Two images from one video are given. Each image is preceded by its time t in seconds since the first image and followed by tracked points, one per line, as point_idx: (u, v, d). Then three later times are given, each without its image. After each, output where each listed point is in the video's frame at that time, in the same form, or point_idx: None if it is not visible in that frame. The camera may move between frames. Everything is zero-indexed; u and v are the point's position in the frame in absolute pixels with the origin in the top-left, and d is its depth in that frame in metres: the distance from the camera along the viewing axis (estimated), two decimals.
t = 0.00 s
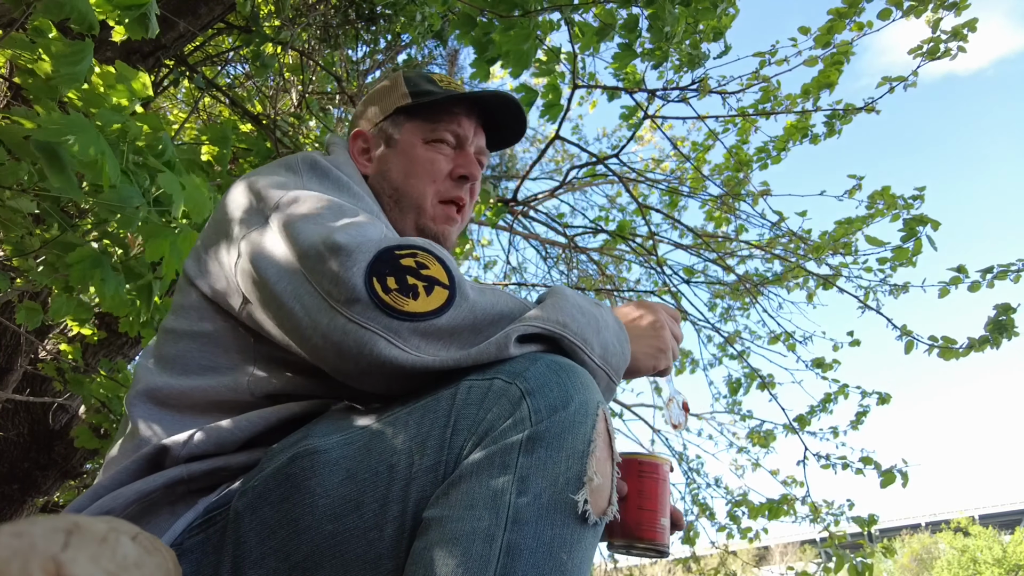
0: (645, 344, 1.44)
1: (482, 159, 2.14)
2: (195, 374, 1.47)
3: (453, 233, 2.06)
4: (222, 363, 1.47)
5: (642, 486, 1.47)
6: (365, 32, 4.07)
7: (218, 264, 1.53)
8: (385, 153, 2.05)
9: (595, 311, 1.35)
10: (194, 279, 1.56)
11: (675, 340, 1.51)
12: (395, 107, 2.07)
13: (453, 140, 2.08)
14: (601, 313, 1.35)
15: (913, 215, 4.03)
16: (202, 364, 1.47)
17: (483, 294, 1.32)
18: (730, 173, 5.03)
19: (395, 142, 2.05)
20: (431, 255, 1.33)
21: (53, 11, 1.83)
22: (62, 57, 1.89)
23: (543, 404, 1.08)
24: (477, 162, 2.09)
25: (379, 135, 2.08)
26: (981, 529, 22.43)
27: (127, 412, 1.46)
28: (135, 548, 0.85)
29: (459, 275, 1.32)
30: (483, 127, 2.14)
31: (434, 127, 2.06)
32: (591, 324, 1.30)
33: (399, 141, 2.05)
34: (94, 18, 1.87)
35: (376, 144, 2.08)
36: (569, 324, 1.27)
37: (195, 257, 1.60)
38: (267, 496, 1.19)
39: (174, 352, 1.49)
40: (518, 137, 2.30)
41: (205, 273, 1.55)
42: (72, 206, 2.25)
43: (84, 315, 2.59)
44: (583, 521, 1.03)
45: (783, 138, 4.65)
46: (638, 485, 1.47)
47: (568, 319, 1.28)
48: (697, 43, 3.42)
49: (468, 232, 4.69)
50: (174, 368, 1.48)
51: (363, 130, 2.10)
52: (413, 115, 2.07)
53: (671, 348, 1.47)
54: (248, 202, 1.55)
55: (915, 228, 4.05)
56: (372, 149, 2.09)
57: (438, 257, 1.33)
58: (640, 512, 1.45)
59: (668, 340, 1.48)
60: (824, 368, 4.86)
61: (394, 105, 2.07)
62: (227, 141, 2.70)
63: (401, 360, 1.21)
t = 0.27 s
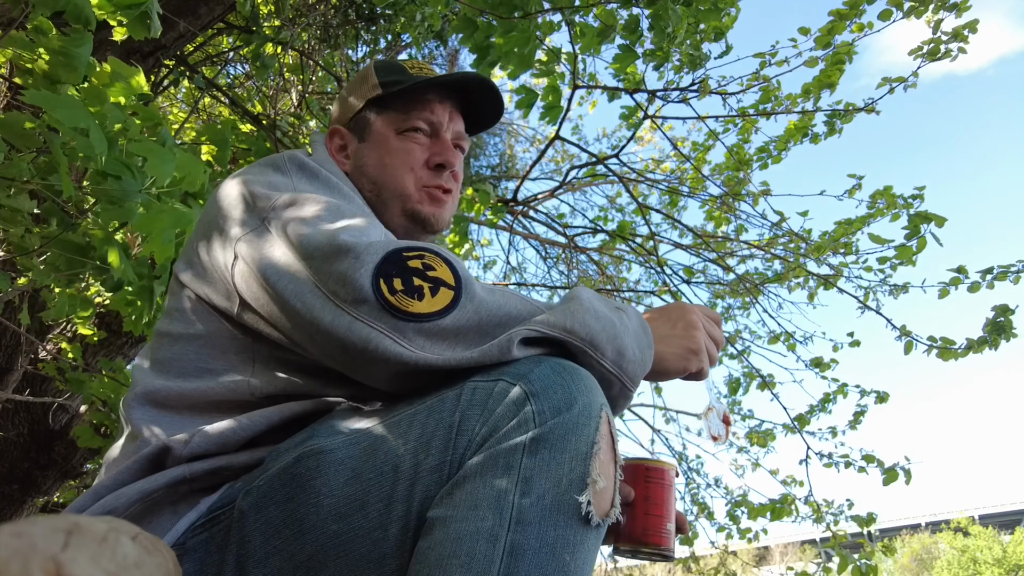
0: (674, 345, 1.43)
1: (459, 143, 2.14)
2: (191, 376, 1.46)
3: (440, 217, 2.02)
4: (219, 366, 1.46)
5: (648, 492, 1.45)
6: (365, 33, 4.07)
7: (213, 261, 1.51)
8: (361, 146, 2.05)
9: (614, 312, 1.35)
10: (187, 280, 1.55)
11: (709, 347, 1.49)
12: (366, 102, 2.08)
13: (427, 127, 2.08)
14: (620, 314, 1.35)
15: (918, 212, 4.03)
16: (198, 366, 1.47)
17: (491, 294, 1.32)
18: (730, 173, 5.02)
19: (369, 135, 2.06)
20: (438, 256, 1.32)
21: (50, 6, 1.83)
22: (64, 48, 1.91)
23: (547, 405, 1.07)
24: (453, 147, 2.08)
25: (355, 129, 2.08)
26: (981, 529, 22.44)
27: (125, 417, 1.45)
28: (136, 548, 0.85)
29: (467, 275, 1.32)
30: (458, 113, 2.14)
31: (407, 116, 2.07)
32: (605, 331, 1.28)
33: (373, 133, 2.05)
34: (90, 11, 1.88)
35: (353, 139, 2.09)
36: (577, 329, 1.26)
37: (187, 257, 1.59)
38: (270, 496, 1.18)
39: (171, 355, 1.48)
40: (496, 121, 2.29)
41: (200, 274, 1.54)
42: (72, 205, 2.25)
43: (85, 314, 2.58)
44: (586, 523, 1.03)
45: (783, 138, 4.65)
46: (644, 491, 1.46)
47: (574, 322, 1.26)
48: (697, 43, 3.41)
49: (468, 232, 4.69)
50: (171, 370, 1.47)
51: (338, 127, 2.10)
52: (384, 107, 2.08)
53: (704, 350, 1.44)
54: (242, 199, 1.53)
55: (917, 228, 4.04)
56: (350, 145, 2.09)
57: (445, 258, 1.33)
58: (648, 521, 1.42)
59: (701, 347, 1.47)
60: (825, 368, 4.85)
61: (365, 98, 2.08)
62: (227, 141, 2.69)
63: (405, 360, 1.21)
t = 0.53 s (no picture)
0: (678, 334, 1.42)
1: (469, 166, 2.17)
2: (188, 378, 1.46)
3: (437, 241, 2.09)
4: (215, 368, 1.46)
5: (645, 441, 1.62)
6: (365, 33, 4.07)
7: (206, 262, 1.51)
8: (377, 154, 2.04)
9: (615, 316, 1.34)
10: (183, 281, 1.55)
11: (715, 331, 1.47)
12: (389, 109, 2.06)
13: (445, 149, 2.09)
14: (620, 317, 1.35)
15: (919, 211, 4.03)
16: (195, 368, 1.47)
17: (488, 293, 1.31)
18: (730, 173, 5.02)
19: (387, 144, 2.05)
20: (432, 255, 1.31)
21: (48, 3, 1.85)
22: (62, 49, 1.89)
23: (545, 404, 1.08)
24: (467, 173, 2.11)
25: (372, 133, 2.06)
26: (981, 530, 22.44)
27: (122, 420, 1.46)
28: (135, 549, 0.85)
29: (462, 274, 1.31)
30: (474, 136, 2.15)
31: (429, 134, 2.07)
32: (605, 334, 1.28)
33: (391, 143, 2.05)
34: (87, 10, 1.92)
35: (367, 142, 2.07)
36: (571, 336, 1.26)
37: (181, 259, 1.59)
38: (267, 496, 1.19)
39: (165, 357, 1.48)
40: (504, 143, 2.33)
41: (195, 275, 1.53)
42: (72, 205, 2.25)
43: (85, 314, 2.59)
44: (584, 522, 1.03)
45: (783, 137, 4.65)
46: (641, 440, 1.62)
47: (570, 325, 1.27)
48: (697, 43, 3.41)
49: (468, 232, 4.69)
50: (168, 373, 1.48)
51: (354, 124, 2.07)
52: (408, 120, 2.06)
53: (710, 336, 1.43)
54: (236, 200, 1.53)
55: (919, 227, 4.04)
56: (362, 146, 2.07)
57: (439, 257, 1.32)
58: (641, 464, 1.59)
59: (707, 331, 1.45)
60: (824, 368, 4.85)
61: (389, 107, 2.06)
62: (226, 141, 2.70)
63: (400, 365, 1.22)
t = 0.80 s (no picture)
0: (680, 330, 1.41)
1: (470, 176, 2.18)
2: (186, 382, 1.46)
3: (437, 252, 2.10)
4: (214, 371, 1.46)
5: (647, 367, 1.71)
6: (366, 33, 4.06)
7: (201, 265, 1.51)
8: (384, 161, 2.02)
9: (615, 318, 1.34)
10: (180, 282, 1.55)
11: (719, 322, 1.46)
12: (399, 117, 2.04)
13: (451, 159, 2.09)
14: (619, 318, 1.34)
15: (918, 204, 4.02)
16: (193, 371, 1.47)
17: (488, 294, 1.30)
18: (730, 172, 5.02)
19: (395, 152, 2.03)
20: (430, 257, 1.30)
21: (50, 6, 1.84)
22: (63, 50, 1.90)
23: (544, 404, 1.08)
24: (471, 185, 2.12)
25: (379, 138, 2.04)
26: (981, 529, 22.45)
27: (120, 423, 1.48)
28: (135, 548, 0.85)
29: (460, 275, 1.30)
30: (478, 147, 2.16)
31: (437, 144, 2.05)
32: (605, 335, 1.28)
33: (399, 151, 2.03)
34: (91, 12, 1.89)
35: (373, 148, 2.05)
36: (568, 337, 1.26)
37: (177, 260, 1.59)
38: (267, 496, 1.18)
39: (162, 360, 1.48)
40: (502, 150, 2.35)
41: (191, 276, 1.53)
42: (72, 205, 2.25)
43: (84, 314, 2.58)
44: (584, 522, 1.03)
45: (783, 136, 4.65)
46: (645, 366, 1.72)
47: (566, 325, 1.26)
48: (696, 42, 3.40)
49: (468, 232, 4.69)
50: (166, 376, 1.48)
51: (360, 127, 2.04)
52: (416, 128, 2.05)
53: (712, 330, 1.42)
54: (232, 202, 1.53)
55: (917, 220, 4.05)
56: (367, 150, 2.04)
57: (436, 259, 1.30)
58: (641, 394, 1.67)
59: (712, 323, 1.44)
60: (824, 367, 4.85)
61: (398, 114, 2.04)
62: (226, 141, 2.69)
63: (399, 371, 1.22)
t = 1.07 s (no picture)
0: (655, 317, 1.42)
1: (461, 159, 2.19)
2: (186, 385, 1.46)
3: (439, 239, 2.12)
4: (214, 373, 1.46)
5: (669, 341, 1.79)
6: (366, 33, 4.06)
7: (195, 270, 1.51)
8: (378, 155, 2.02)
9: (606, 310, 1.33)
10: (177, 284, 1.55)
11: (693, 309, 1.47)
12: (388, 108, 2.04)
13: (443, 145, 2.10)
14: (609, 310, 1.34)
15: (918, 201, 4.02)
16: (194, 374, 1.47)
17: (481, 295, 1.30)
18: (729, 170, 5.02)
19: (388, 145, 2.03)
20: (423, 259, 1.29)
21: (51, 8, 1.83)
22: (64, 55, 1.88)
23: (544, 404, 1.08)
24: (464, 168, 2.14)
25: (370, 133, 2.03)
26: (981, 530, 22.44)
27: (117, 424, 1.48)
28: (135, 548, 0.85)
29: (454, 276, 1.29)
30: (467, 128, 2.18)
31: (429, 131, 2.06)
32: (599, 330, 1.28)
33: (393, 144, 2.03)
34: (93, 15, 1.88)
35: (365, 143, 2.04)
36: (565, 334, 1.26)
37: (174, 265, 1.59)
38: (267, 496, 1.18)
39: (160, 363, 1.48)
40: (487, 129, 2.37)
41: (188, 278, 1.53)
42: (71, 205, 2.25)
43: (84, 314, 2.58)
44: (584, 521, 1.03)
45: (783, 134, 4.65)
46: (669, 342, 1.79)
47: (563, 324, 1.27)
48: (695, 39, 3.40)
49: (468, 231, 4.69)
50: (166, 378, 1.48)
51: (351, 124, 2.04)
52: (407, 118, 2.05)
53: (684, 320, 1.43)
54: (225, 210, 1.54)
55: (920, 216, 4.04)
56: (360, 145, 2.04)
57: (428, 261, 1.30)
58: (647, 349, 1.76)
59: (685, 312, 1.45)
60: (825, 366, 4.85)
61: (387, 106, 2.04)
62: (226, 141, 2.69)
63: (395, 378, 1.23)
